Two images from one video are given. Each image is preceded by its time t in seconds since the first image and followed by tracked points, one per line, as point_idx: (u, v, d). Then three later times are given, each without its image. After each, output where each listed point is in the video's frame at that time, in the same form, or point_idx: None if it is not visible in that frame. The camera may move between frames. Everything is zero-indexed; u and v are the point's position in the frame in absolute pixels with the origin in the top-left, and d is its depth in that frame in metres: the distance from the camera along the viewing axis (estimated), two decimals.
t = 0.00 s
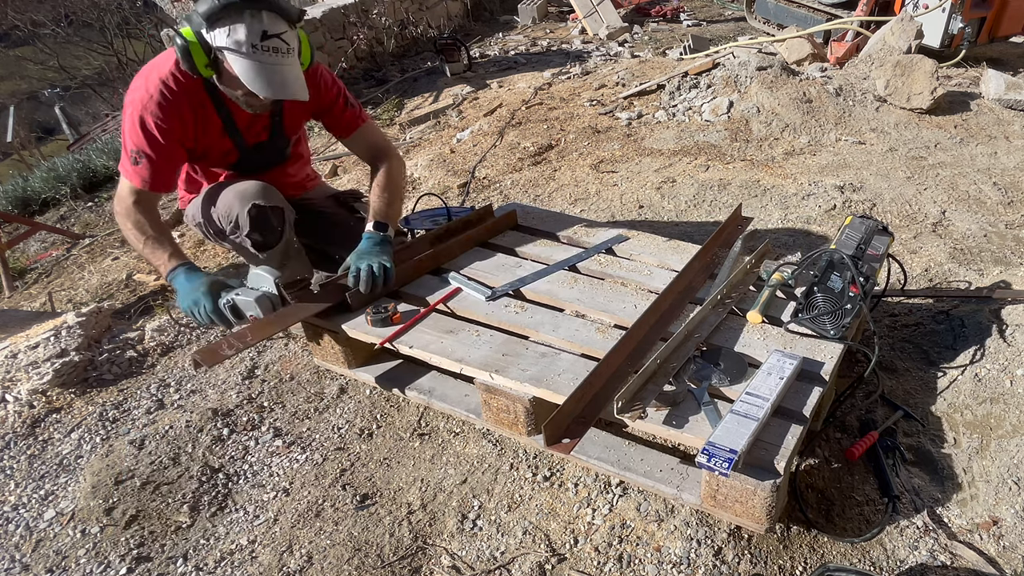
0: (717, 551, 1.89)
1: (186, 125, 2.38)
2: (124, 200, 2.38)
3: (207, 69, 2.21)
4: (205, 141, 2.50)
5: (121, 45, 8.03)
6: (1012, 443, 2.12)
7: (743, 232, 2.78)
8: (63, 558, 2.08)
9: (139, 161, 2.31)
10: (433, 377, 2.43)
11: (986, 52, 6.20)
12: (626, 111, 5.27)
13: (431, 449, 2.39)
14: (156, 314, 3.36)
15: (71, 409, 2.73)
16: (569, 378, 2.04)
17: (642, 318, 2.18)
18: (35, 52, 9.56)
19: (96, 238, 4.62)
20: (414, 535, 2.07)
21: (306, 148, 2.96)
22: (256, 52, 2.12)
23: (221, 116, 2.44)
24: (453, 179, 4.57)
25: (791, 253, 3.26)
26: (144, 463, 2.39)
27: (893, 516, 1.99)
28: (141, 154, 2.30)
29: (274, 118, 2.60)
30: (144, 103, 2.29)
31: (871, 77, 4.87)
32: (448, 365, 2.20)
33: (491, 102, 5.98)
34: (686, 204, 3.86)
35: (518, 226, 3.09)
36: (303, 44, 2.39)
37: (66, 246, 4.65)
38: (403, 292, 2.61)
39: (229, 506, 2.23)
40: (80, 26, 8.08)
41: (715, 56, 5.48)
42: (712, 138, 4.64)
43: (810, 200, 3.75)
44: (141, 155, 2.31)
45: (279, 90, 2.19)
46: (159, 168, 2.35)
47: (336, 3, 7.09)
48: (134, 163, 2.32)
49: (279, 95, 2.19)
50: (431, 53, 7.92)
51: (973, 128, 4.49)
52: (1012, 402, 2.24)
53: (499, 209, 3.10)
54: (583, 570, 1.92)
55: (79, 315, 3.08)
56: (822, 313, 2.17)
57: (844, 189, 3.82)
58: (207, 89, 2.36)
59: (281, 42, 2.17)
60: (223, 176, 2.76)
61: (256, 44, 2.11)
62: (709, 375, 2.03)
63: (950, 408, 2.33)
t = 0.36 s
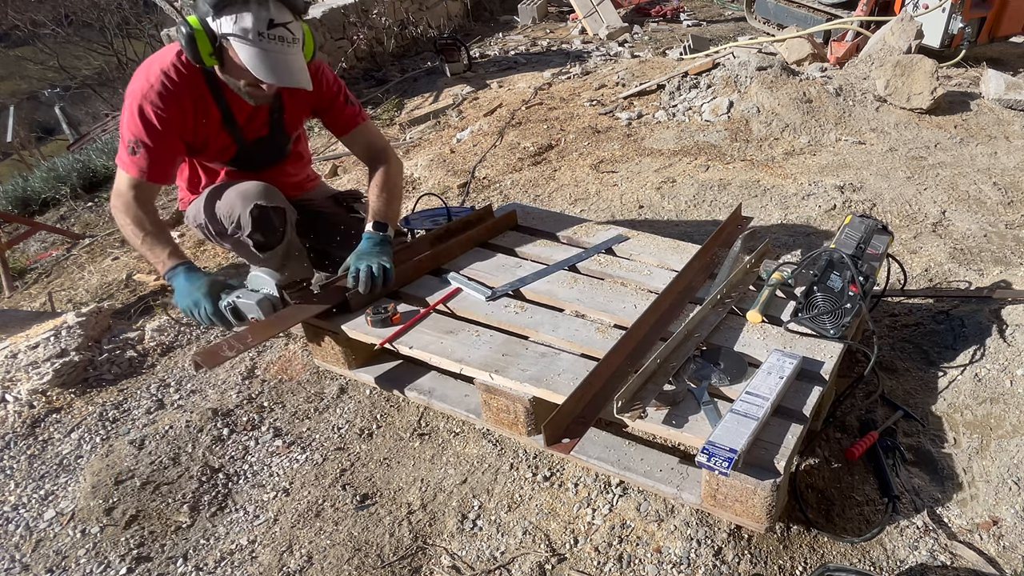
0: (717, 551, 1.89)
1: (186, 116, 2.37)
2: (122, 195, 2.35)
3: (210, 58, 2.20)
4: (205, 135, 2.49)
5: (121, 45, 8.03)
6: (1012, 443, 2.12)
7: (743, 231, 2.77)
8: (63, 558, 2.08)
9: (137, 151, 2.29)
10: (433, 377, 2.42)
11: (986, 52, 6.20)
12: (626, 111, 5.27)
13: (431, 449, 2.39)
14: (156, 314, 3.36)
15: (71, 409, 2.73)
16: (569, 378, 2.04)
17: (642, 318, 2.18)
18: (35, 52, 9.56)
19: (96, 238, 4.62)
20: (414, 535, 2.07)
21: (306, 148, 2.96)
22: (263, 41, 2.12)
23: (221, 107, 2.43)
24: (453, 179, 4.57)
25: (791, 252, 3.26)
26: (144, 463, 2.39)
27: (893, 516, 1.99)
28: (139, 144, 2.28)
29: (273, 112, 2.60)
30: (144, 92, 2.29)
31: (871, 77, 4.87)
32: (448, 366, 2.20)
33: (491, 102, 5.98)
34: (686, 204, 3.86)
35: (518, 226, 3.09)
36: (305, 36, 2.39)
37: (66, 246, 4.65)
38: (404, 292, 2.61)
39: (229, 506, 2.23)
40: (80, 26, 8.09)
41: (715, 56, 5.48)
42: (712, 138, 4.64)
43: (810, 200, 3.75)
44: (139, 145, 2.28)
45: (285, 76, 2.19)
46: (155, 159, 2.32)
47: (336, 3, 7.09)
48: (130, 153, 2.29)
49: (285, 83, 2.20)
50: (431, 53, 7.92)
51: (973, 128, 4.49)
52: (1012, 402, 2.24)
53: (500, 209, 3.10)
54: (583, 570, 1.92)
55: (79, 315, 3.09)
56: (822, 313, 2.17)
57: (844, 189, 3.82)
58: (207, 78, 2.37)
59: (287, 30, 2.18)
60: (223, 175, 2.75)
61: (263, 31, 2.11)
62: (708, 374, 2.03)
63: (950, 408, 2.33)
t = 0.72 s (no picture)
0: (717, 551, 1.89)
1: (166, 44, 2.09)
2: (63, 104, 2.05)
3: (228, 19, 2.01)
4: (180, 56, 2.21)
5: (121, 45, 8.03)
6: (1012, 443, 2.12)
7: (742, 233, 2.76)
8: (63, 558, 2.08)
9: (110, 78, 2.05)
10: (433, 377, 2.42)
11: (986, 52, 6.20)
12: (626, 111, 5.27)
13: (431, 449, 2.39)
14: (156, 314, 3.36)
15: (71, 409, 2.73)
16: (569, 379, 2.04)
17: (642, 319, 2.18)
18: (35, 52, 9.58)
19: (96, 238, 4.62)
20: (414, 535, 2.07)
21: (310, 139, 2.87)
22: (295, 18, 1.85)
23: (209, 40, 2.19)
24: (453, 179, 4.57)
25: (791, 252, 3.25)
26: (144, 463, 2.39)
27: (893, 516, 1.99)
28: (113, 69, 2.03)
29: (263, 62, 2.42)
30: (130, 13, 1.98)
31: (871, 77, 4.87)
32: (448, 365, 2.20)
33: (492, 102, 5.98)
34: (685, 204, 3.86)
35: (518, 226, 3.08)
36: None
37: (66, 246, 4.65)
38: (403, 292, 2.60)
39: (229, 506, 2.23)
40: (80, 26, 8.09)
41: (715, 56, 5.48)
42: (712, 138, 4.64)
43: (810, 200, 3.75)
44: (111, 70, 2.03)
45: (312, 66, 1.94)
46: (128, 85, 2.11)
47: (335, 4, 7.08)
48: (103, 82, 2.04)
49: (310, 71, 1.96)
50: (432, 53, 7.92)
51: (973, 128, 4.49)
52: (1012, 402, 2.24)
53: (500, 210, 3.10)
54: (583, 570, 1.92)
55: (79, 315, 3.09)
56: (822, 313, 2.17)
57: (844, 189, 3.82)
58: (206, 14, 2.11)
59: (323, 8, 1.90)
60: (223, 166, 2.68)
61: (297, 10, 1.83)
62: (708, 375, 2.03)
63: (950, 408, 2.33)
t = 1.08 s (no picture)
0: (716, 551, 1.89)
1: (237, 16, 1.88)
2: (145, 85, 1.88)
3: None
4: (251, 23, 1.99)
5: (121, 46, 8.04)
6: (1012, 443, 2.11)
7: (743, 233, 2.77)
8: (63, 558, 2.08)
9: (194, 47, 1.85)
10: (433, 377, 2.42)
11: (986, 52, 6.20)
12: (626, 111, 5.27)
13: (431, 449, 2.39)
14: (156, 314, 3.36)
15: (71, 409, 2.73)
16: (569, 379, 2.04)
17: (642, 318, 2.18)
18: (36, 52, 9.59)
19: (96, 238, 4.62)
20: (414, 535, 2.07)
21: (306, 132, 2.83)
22: None
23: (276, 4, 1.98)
24: (453, 179, 4.57)
25: (792, 252, 3.25)
26: (144, 463, 2.39)
27: (893, 516, 1.99)
28: (196, 38, 1.84)
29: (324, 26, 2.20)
30: None
31: (871, 77, 4.87)
32: (448, 366, 2.20)
33: (492, 102, 5.98)
34: (686, 204, 3.86)
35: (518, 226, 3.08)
36: None
37: (66, 246, 4.65)
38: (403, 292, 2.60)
39: (229, 506, 2.23)
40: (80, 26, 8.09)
41: (715, 56, 5.48)
42: (712, 138, 4.64)
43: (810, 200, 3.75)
44: (190, 36, 1.83)
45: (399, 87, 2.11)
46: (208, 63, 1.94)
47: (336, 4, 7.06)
48: (180, 50, 1.83)
49: None
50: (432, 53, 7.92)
51: (973, 128, 4.49)
52: (1012, 402, 2.24)
53: (499, 210, 3.10)
54: (583, 570, 1.92)
55: (79, 315, 3.09)
56: (822, 312, 2.17)
57: (844, 189, 3.82)
58: None
59: None
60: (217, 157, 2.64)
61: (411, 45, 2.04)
62: (708, 374, 2.03)
63: (950, 408, 2.33)
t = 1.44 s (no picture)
0: (716, 550, 1.89)
1: None
2: (217, 86, 1.72)
3: None
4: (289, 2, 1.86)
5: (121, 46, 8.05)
6: (1012, 443, 2.11)
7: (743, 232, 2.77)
8: (63, 558, 2.08)
9: (255, 25, 1.70)
10: (433, 378, 2.42)
11: (986, 52, 6.20)
12: (626, 111, 5.27)
13: (431, 449, 2.39)
14: (156, 314, 3.36)
15: (71, 409, 2.73)
16: (568, 378, 2.04)
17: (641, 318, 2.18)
18: (36, 52, 9.61)
19: (96, 238, 4.62)
20: (414, 535, 2.07)
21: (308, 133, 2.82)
22: None
23: None
24: (453, 179, 4.57)
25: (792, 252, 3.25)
26: (144, 463, 2.40)
27: (893, 516, 1.99)
28: (255, 15, 1.69)
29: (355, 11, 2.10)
30: None
31: (871, 77, 4.87)
32: (448, 366, 2.20)
33: (492, 102, 5.98)
34: (685, 204, 3.86)
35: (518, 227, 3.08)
36: None
37: (66, 246, 4.65)
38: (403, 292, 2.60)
39: (228, 506, 2.23)
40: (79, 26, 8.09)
41: (715, 56, 5.48)
42: (712, 138, 4.64)
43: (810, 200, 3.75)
44: (251, 14, 1.68)
45: (444, 57, 2.08)
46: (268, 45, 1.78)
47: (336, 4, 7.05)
48: (242, 28, 1.67)
49: None
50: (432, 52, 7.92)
51: (973, 128, 4.49)
52: (1012, 402, 2.24)
53: (500, 211, 3.10)
54: (583, 570, 1.92)
55: (79, 315, 3.09)
56: (821, 310, 2.17)
57: (844, 189, 3.82)
58: None
59: None
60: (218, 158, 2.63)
61: (459, 20, 2.05)
62: (707, 373, 2.03)
63: (950, 408, 2.33)
